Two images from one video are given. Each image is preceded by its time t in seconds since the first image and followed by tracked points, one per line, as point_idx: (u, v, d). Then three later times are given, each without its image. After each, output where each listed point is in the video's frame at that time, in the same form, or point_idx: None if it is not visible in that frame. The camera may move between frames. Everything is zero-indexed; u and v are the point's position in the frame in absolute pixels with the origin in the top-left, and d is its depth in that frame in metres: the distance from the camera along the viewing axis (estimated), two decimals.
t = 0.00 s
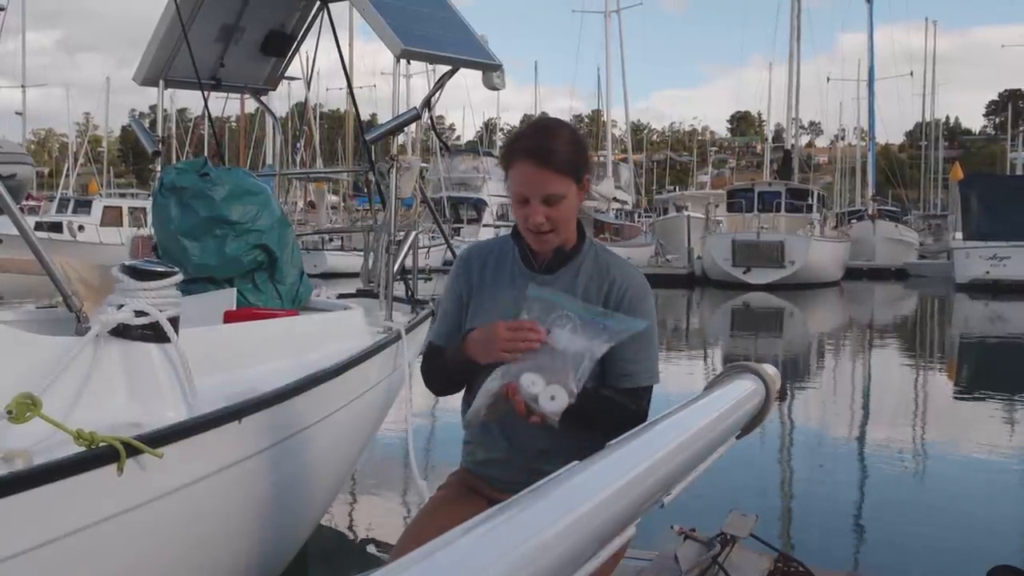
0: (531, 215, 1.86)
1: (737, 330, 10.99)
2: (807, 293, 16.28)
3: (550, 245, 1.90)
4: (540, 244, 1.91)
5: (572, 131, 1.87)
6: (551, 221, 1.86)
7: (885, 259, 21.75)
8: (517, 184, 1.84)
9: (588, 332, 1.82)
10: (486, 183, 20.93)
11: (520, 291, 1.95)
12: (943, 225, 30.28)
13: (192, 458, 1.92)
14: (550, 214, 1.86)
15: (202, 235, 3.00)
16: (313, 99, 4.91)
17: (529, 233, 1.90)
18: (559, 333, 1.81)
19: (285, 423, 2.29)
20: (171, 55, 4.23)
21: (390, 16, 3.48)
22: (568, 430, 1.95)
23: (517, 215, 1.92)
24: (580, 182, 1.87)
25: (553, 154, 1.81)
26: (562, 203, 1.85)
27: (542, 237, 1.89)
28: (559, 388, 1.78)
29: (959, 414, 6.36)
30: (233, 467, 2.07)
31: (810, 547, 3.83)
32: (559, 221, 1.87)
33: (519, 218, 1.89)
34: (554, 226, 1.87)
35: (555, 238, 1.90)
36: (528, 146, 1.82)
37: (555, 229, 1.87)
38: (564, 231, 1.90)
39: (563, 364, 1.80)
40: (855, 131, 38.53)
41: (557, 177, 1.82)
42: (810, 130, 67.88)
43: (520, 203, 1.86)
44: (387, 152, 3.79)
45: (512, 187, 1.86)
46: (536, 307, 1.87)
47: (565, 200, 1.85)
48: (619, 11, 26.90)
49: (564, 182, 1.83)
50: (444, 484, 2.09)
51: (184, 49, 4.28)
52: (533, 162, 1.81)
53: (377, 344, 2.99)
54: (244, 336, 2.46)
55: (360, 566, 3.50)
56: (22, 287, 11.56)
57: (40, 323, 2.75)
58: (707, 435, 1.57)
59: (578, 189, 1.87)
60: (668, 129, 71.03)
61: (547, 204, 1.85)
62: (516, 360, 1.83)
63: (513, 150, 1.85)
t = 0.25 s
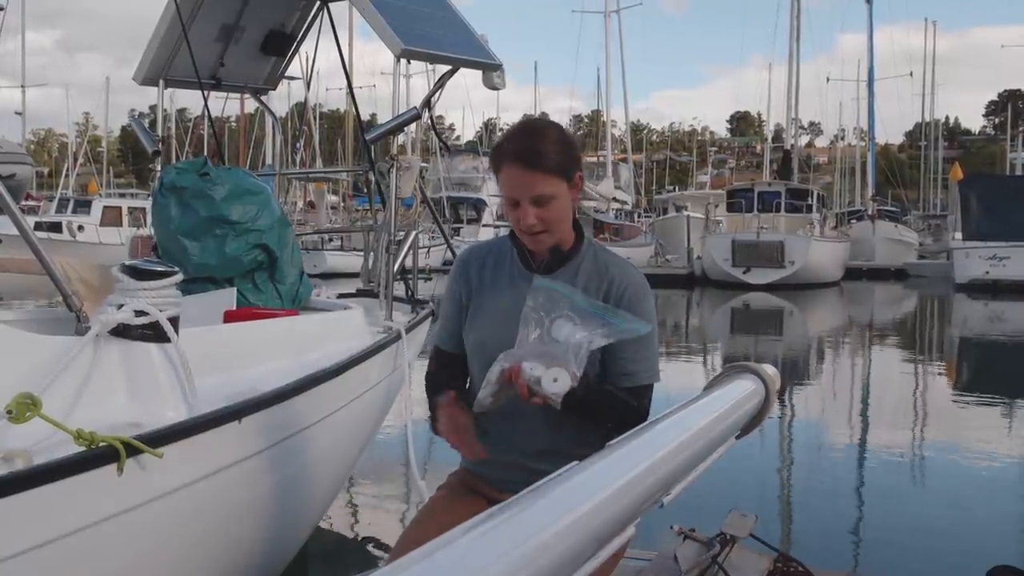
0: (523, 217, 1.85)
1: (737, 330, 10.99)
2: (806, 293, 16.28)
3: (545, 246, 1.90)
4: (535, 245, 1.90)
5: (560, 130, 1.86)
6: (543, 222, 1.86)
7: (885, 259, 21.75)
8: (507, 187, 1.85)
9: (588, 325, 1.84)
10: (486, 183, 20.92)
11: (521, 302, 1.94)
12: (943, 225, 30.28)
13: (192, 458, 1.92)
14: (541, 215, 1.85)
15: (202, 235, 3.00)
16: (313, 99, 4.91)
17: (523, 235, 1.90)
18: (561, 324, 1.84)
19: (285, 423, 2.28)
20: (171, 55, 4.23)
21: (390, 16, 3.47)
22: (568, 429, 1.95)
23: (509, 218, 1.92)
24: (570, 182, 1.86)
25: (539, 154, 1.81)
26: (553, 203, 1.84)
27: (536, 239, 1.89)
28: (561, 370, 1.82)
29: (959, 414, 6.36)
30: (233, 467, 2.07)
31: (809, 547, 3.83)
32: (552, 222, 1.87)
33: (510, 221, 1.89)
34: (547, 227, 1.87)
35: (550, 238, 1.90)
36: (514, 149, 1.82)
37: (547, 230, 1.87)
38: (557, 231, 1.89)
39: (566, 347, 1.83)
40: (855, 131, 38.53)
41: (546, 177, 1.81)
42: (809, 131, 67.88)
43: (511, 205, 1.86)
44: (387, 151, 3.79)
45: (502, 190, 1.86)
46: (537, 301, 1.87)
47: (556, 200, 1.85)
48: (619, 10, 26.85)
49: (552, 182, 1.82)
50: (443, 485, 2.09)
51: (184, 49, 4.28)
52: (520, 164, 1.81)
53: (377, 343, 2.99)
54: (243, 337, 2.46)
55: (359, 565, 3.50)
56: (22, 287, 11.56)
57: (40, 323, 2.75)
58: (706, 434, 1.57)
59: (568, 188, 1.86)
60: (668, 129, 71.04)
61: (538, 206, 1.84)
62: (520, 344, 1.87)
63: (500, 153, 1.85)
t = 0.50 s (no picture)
0: (515, 218, 1.85)
1: (737, 330, 10.99)
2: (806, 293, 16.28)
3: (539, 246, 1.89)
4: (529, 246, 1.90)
5: (549, 130, 1.86)
6: (535, 223, 1.85)
7: (885, 259, 21.75)
8: (498, 189, 1.84)
9: (589, 321, 1.82)
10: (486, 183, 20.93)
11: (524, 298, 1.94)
12: (943, 225, 30.29)
13: (192, 457, 1.92)
14: (533, 215, 1.85)
15: (203, 234, 3.00)
16: (313, 98, 4.91)
17: (516, 235, 1.89)
18: (562, 319, 1.80)
19: (284, 424, 2.28)
20: (171, 54, 4.23)
21: (390, 16, 3.47)
22: (570, 427, 1.96)
23: (501, 219, 1.91)
24: (561, 181, 1.86)
25: (528, 155, 1.80)
26: (545, 203, 1.84)
27: (529, 240, 1.88)
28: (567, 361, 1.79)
29: (959, 414, 6.36)
30: (233, 467, 2.07)
31: (810, 547, 3.83)
32: (545, 222, 1.86)
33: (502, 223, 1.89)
34: (540, 227, 1.86)
35: (543, 236, 1.89)
36: (503, 150, 1.82)
37: (540, 230, 1.86)
38: (550, 231, 1.88)
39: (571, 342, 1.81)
40: (855, 131, 38.53)
41: (537, 178, 1.81)
42: (809, 131, 67.87)
43: (503, 207, 1.86)
44: (387, 151, 3.79)
45: (493, 192, 1.86)
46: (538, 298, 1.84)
47: (548, 200, 1.84)
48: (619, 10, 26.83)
49: (543, 182, 1.82)
50: (442, 485, 2.09)
51: (184, 49, 4.28)
52: (509, 165, 1.81)
53: (377, 344, 2.99)
54: (243, 337, 2.45)
55: (359, 566, 3.50)
56: (22, 288, 11.56)
57: (40, 323, 2.74)
58: (706, 434, 1.57)
59: (559, 187, 1.85)
60: (668, 130, 71.01)
61: (530, 206, 1.84)
62: (522, 341, 1.84)
63: (490, 155, 1.84)
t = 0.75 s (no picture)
0: (515, 218, 1.84)
1: (736, 330, 10.99)
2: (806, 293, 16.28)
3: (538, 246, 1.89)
4: (527, 247, 1.89)
5: (545, 130, 1.86)
6: (535, 222, 1.85)
7: (885, 259, 21.76)
8: (495, 190, 1.83)
9: (586, 320, 1.84)
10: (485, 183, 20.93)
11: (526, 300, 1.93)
12: (942, 226, 30.32)
13: (192, 458, 1.92)
14: (532, 215, 1.84)
15: (203, 234, 3.00)
16: (313, 98, 4.91)
17: (514, 237, 1.89)
18: (560, 315, 1.83)
19: (285, 424, 2.28)
20: (171, 54, 4.23)
21: (390, 16, 3.47)
22: (571, 427, 1.96)
23: (499, 221, 1.90)
24: (558, 181, 1.86)
25: (525, 155, 1.80)
26: (543, 202, 1.84)
27: (528, 240, 1.88)
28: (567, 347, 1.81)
29: (958, 414, 6.36)
30: (234, 468, 2.06)
31: (809, 547, 3.84)
32: (543, 222, 1.86)
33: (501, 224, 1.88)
34: (538, 227, 1.86)
35: (542, 237, 1.88)
36: (501, 150, 1.81)
37: (539, 230, 1.86)
38: (548, 231, 1.88)
39: (565, 337, 1.82)
40: (854, 132, 38.55)
41: (535, 176, 1.80)
42: (809, 131, 67.88)
43: (501, 208, 1.85)
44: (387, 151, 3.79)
45: (491, 193, 1.85)
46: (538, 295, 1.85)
47: (546, 199, 1.84)
48: (618, 10, 26.83)
49: (541, 181, 1.82)
50: (442, 485, 2.09)
51: (184, 49, 4.28)
52: (508, 165, 1.80)
53: (377, 344, 2.98)
54: (244, 337, 2.45)
55: (358, 565, 3.50)
56: (22, 288, 11.56)
57: (41, 324, 2.74)
58: (706, 435, 1.57)
59: (557, 186, 1.85)
60: (667, 130, 71.02)
61: (529, 206, 1.83)
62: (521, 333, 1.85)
63: (487, 156, 1.84)
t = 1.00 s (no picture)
0: (516, 217, 1.84)
1: (736, 330, 11.00)
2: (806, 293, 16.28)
3: (538, 245, 1.89)
4: (527, 246, 1.89)
5: (545, 129, 1.86)
6: (536, 221, 1.85)
7: (884, 259, 21.76)
8: (496, 188, 1.83)
9: (596, 321, 1.83)
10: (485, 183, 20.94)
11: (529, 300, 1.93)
12: (942, 226, 30.32)
13: (193, 458, 1.92)
14: (533, 213, 1.84)
15: (203, 235, 3.00)
16: (313, 98, 4.91)
17: (514, 236, 1.88)
18: (571, 313, 1.81)
19: (285, 425, 2.29)
20: (171, 54, 4.23)
21: (390, 16, 3.47)
22: (570, 428, 1.96)
23: (499, 220, 1.90)
24: (558, 179, 1.86)
25: (526, 152, 1.80)
26: (543, 201, 1.84)
27: (528, 238, 1.88)
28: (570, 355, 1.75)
29: (958, 415, 6.36)
30: (234, 468, 2.07)
31: (809, 547, 3.84)
32: (544, 220, 1.86)
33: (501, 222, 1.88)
34: (539, 225, 1.86)
35: (542, 236, 1.88)
36: (502, 148, 1.81)
37: (540, 228, 1.86)
38: (548, 230, 1.88)
39: (576, 340, 1.80)
40: (854, 132, 38.56)
41: (537, 174, 1.81)
42: (809, 131, 67.89)
43: (502, 206, 1.85)
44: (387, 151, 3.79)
45: (491, 192, 1.85)
46: (547, 295, 1.84)
47: (546, 198, 1.85)
48: (618, 10, 26.83)
49: (542, 179, 1.82)
50: (441, 486, 2.09)
51: (184, 49, 4.28)
52: (509, 163, 1.80)
53: (377, 344, 2.98)
54: (244, 337, 2.46)
55: (358, 565, 3.50)
56: (22, 287, 11.57)
57: (41, 323, 2.74)
58: (706, 435, 1.57)
59: (557, 184, 1.86)
60: (667, 130, 71.01)
61: (529, 204, 1.83)
62: (530, 332, 1.82)
63: (488, 153, 1.84)
